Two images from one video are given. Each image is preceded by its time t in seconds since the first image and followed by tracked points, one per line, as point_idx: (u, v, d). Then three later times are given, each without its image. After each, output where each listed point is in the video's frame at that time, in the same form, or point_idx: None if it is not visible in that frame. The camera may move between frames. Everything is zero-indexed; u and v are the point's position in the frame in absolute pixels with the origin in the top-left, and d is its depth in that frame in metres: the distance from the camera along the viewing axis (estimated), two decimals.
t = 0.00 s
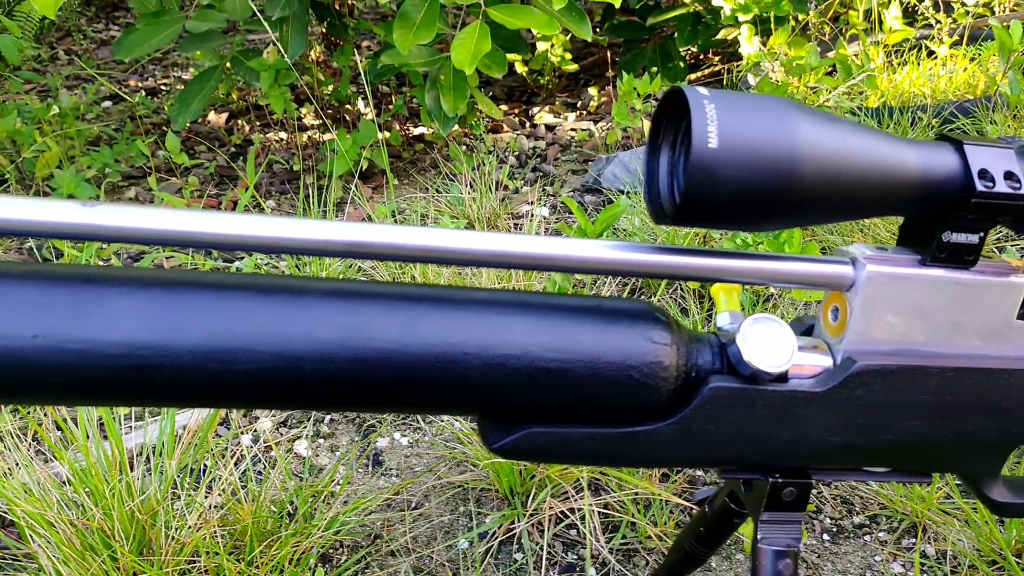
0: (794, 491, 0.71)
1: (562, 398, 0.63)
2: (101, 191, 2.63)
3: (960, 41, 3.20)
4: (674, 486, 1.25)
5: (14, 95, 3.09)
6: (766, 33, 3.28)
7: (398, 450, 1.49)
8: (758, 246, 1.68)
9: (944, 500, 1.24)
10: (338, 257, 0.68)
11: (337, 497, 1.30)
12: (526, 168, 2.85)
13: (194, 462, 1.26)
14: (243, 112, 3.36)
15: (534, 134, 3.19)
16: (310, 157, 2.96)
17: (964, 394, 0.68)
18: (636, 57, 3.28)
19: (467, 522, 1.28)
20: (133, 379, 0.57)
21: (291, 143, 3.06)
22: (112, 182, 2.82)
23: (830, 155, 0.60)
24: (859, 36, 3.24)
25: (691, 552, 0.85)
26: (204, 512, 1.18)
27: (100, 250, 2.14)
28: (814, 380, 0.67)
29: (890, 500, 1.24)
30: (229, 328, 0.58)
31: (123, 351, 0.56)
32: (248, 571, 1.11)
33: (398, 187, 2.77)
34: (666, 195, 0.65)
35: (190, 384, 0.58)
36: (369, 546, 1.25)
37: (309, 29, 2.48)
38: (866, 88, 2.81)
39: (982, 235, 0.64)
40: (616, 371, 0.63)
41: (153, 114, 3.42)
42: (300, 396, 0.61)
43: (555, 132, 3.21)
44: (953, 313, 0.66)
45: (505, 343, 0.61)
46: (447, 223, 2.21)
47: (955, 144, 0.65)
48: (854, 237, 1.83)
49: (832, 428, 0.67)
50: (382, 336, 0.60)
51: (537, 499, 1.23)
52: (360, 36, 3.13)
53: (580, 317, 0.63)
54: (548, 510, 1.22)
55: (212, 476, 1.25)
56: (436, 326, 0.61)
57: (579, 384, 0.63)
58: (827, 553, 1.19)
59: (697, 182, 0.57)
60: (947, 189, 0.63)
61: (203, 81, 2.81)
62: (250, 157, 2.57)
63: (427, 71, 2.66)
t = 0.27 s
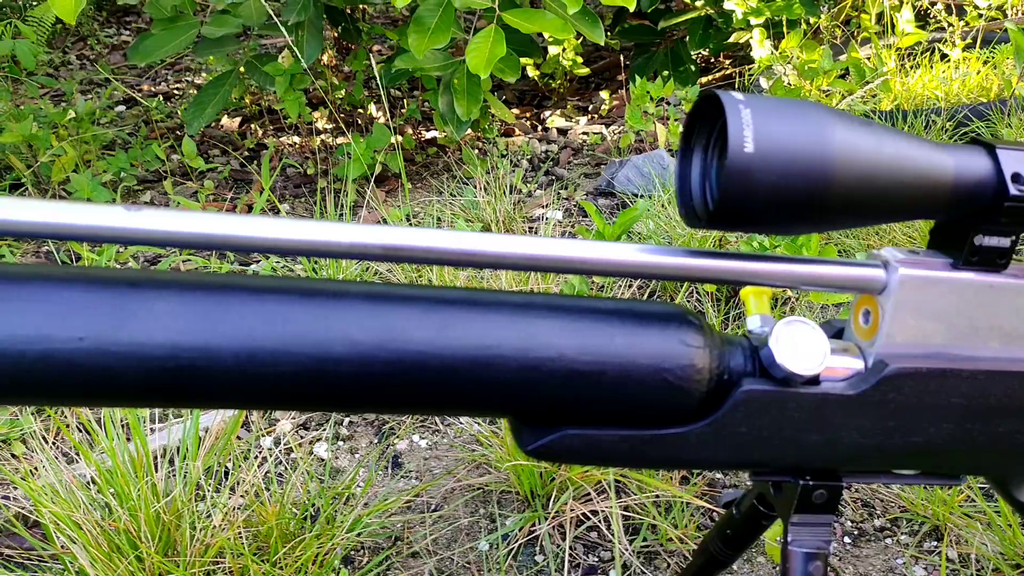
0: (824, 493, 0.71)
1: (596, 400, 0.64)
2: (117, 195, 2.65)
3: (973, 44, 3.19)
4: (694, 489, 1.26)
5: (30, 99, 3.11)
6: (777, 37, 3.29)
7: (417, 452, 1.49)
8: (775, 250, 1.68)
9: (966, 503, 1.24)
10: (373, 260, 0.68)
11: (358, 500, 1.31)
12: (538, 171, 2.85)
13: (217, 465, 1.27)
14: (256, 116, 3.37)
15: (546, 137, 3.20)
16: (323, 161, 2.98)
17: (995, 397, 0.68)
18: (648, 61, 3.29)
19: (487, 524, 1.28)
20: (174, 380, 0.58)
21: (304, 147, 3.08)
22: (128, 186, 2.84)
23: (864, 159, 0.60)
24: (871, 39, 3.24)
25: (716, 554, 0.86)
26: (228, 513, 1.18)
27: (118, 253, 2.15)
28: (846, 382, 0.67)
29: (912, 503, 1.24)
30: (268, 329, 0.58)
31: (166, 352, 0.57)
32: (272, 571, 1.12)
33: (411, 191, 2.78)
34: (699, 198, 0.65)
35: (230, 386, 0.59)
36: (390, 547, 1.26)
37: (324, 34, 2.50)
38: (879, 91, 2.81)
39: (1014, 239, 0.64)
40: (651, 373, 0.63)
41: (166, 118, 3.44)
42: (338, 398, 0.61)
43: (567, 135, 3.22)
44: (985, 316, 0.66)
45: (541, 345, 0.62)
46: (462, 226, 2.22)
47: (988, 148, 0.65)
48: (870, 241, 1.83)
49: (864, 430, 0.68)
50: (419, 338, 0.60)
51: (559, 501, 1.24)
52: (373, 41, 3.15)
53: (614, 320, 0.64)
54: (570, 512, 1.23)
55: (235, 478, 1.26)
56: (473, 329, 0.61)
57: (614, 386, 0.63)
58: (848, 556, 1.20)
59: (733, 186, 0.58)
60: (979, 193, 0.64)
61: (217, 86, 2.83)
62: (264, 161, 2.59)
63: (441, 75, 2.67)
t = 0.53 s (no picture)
0: (841, 493, 0.72)
1: (616, 401, 0.64)
2: (126, 197, 2.66)
3: (981, 46, 3.18)
4: (707, 489, 1.26)
5: (40, 102, 3.13)
6: (785, 38, 3.29)
7: (428, 452, 1.50)
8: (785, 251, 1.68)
9: (978, 504, 1.24)
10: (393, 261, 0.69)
11: (372, 500, 1.31)
12: (547, 173, 2.86)
13: (231, 465, 1.28)
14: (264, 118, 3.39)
15: (554, 139, 3.20)
16: (332, 163, 2.99)
17: (1013, 398, 0.68)
18: (655, 62, 3.29)
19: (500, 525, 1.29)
20: (200, 381, 0.58)
21: (312, 148, 3.09)
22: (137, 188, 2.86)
23: (883, 162, 0.61)
24: (879, 41, 3.24)
25: (732, 553, 0.86)
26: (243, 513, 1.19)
27: (130, 254, 2.16)
28: (864, 383, 0.67)
29: (924, 504, 1.24)
30: (292, 330, 0.59)
31: (193, 353, 0.57)
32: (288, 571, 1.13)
33: (420, 193, 2.79)
34: (718, 201, 0.66)
35: (255, 386, 0.60)
36: (403, 548, 1.26)
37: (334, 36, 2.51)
38: (887, 93, 2.81)
39: None
40: (671, 374, 0.63)
41: (174, 120, 3.46)
42: (361, 398, 0.62)
43: (574, 137, 3.22)
44: (1002, 317, 0.66)
45: (561, 346, 0.62)
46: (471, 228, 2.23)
47: (1007, 151, 0.65)
48: (880, 241, 1.83)
49: (882, 431, 0.68)
50: (441, 339, 0.61)
51: (571, 502, 1.24)
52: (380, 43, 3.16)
53: (634, 321, 0.64)
54: (582, 513, 1.23)
55: (249, 478, 1.26)
56: (494, 330, 0.62)
57: (633, 387, 0.63)
58: (860, 556, 1.20)
59: (753, 188, 0.59)
60: (998, 196, 0.64)
61: (226, 88, 2.85)
62: (273, 163, 2.60)
63: (449, 77, 2.68)
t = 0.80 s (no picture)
0: (864, 491, 0.72)
1: (642, 400, 0.64)
2: (135, 197, 2.67)
3: (987, 46, 3.18)
4: (721, 488, 1.27)
5: (49, 102, 3.14)
6: (791, 39, 3.30)
7: (441, 452, 1.50)
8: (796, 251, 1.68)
9: (992, 503, 1.25)
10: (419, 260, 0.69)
11: (388, 499, 1.32)
12: (554, 173, 2.86)
13: (248, 463, 1.29)
14: (270, 118, 3.39)
15: (561, 139, 3.21)
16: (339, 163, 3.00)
17: None
18: (661, 62, 3.29)
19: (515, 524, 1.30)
20: (233, 379, 0.59)
21: (320, 149, 3.09)
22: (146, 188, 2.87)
23: (909, 161, 0.61)
24: (885, 41, 3.25)
25: (752, 551, 0.87)
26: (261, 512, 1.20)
27: (141, 254, 2.17)
28: (888, 382, 0.68)
29: (937, 503, 1.24)
30: (324, 329, 0.59)
31: (228, 351, 0.58)
32: (307, 569, 1.13)
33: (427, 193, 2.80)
34: (743, 201, 0.67)
35: (287, 384, 0.60)
36: (419, 547, 1.27)
37: (342, 38, 2.51)
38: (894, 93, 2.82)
39: None
40: (697, 373, 0.64)
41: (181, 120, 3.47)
42: (392, 396, 0.62)
43: (581, 137, 3.23)
44: None
45: (589, 345, 0.63)
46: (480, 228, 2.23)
47: None
48: (890, 242, 1.84)
49: (905, 430, 0.69)
50: (470, 338, 0.61)
51: (587, 501, 1.25)
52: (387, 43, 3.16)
53: (660, 320, 0.64)
54: (597, 512, 1.24)
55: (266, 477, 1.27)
56: (522, 329, 0.62)
57: (660, 385, 0.64)
58: (875, 555, 1.21)
59: (780, 188, 0.59)
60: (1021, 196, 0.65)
61: (234, 88, 2.86)
62: (281, 164, 2.61)
63: (457, 78, 2.69)
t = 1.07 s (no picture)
0: (888, 495, 0.73)
1: (670, 406, 0.65)
2: (144, 199, 2.68)
3: (993, 47, 3.18)
4: (736, 490, 1.27)
5: (56, 104, 3.15)
6: (796, 40, 3.30)
7: (454, 454, 1.51)
8: (807, 253, 1.68)
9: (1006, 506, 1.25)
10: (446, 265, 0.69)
11: (403, 502, 1.32)
12: (562, 175, 2.86)
13: (264, 466, 1.30)
14: (276, 120, 3.40)
15: (567, 141, 3.21)
16: (346, 165, 3.01)
17: None
18: (666, 63, 3.30)
19: (530, 526, 1.30)
20: (267, 384, 0.60)
21: (326, 150, 3.10)
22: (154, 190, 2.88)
23: (935, 168, 0.62)
24: (891, 42, 3.25)
25: (772, 554, 0.87)
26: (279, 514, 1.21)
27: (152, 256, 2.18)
28: (913, 387, 0.68)
29: (952, 505, 1.25)
30: (356, 335, 0.60)
31: (262, 357, 0.59)
32: (326, 571, 1.14)
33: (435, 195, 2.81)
34: (769, 207, 0.67)
35: (319, 389, 0.61)
36: (435, 549, 1.28)
37: (351, 40, 2.52)
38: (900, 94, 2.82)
39: None
40: (725, 379, 0.64)
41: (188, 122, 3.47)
42: (423, 401, 0.63)
43: (587, 139, 3.23)
44: None
45: (618, 351, 0.63)
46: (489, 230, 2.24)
47: None
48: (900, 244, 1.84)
49: (930, 435, 0.69)
50: (500, 343, 0.61)
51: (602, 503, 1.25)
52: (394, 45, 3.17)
53: (687, 326, 0.64)
54: (613, 514, 1.24)
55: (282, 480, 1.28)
56: (551, 335, 0.62)
57: (690, 390, 0.64)
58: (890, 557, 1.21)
59: (809, 196, 0.59)
60: None
61: (241, 91, 2.87)
62: (289, 166, 2.61)
63: (464, 79, 2.70)
